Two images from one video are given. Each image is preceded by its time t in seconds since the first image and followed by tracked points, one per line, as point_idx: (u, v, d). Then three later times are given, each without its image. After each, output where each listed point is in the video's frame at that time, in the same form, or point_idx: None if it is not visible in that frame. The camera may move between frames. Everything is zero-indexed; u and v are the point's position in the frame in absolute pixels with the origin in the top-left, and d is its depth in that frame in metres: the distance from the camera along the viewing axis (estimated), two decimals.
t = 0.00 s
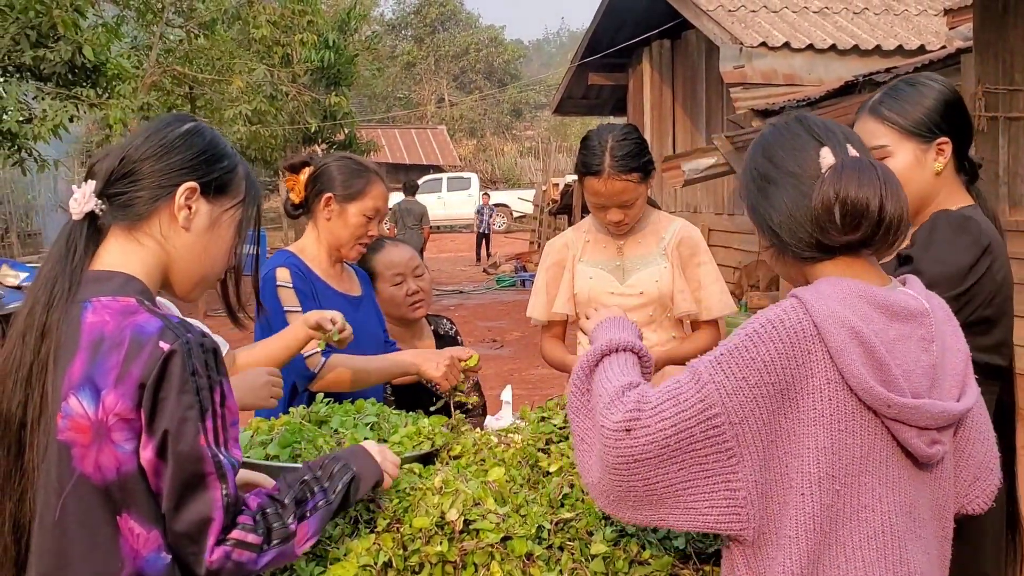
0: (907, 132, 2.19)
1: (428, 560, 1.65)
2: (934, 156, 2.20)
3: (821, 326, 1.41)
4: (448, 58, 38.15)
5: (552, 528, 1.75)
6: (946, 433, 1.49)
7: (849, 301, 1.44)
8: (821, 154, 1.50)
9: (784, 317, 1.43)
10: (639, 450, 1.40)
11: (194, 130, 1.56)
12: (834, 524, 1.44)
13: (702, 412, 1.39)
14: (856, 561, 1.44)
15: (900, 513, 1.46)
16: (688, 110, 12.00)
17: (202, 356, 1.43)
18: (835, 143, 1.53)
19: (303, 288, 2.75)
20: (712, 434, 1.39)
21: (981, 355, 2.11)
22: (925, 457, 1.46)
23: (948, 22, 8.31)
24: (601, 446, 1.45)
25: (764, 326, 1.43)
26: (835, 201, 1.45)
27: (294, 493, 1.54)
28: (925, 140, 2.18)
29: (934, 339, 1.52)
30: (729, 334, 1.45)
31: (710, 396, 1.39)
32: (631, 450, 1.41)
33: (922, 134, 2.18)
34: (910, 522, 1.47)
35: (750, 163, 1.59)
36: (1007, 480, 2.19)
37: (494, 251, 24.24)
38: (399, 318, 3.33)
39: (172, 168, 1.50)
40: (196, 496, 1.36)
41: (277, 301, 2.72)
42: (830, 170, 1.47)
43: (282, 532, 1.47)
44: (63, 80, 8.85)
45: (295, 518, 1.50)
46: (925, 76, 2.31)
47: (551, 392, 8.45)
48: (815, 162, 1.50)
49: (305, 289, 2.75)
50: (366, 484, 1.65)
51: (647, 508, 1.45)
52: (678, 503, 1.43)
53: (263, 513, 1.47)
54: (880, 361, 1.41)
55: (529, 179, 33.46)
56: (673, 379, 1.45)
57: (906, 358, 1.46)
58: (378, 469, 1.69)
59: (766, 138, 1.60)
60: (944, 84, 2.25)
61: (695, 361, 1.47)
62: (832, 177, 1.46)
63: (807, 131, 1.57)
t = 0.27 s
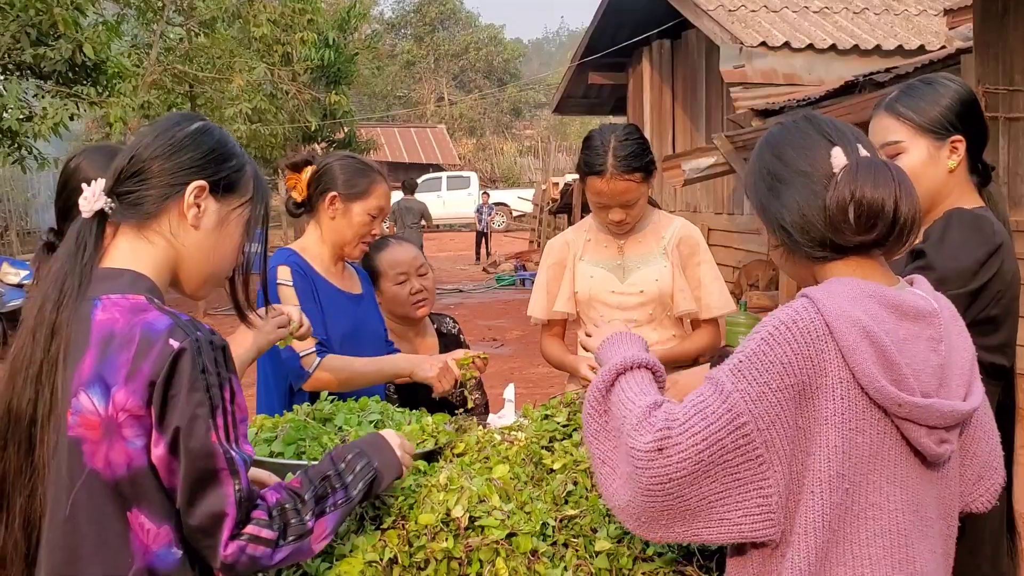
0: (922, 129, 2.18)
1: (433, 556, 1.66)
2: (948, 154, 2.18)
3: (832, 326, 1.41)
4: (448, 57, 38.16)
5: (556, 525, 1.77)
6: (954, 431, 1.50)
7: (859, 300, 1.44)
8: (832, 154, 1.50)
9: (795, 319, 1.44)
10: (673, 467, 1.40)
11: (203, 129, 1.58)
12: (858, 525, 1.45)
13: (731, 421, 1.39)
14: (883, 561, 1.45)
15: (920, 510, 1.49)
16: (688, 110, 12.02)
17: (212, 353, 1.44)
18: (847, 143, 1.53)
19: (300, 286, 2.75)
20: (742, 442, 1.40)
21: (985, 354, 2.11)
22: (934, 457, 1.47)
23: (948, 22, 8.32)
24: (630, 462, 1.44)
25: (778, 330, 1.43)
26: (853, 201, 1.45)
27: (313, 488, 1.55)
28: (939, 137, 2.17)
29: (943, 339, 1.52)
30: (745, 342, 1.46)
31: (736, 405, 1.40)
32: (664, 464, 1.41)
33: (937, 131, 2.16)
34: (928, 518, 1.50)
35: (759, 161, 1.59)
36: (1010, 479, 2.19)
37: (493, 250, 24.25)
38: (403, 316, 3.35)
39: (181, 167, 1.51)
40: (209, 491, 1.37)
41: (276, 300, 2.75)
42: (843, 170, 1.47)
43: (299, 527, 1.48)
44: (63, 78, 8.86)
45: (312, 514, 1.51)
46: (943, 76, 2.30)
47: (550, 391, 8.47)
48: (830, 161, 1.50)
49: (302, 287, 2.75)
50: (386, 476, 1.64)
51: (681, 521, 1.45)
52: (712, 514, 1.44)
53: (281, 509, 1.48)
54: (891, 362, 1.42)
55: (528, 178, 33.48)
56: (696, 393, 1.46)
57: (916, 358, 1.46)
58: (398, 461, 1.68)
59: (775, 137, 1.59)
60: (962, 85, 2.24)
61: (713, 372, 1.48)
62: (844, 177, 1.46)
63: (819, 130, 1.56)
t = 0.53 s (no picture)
0: (941, 125, 2.19)
1: (452, 551, 1.68)
2: (965, 150, 2.20)
3: (861, 325, 1.42)
4: (446, 55, 38.14)
5: (573, 521, 1.78)
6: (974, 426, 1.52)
7: (884, 299, 1.45)
8: (861, 156, 1.48)
9: (827, 322, 1.44)
10: (786, 516, 1.38)
11: (221, 125, 1.58)
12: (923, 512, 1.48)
13: (815, 448, 1.39)
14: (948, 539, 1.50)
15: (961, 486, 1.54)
16: (687, 109, 12.04)
17: (235, 348, 1.44)
18: (869, 143, 1.52)
19: (307, 283, 2.73)
20: (830, 464, 1.39)
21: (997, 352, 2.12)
22: (958, 451, 1.48)
23: (948, 22, 8.35)
24: (735, 528, 1.40)
25: (814, 340, 1.43)
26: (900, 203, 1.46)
27: (341, 473, 1.55)
28: (959, 133, 2.18)
29: (962, 334, 1.54)
30: (789, 365, 1.44)
31: (815, 431, 1.39)
32: (773, 514, 1.38)
33: (957, 127, 2.18)
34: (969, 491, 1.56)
35: (777, 150, 1.56)
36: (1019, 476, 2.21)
37: (491, 248, 24.27)
38: (409, 313, 3.35)
39: (201, 163, 1.52)
40: (238, 485, 1.38)
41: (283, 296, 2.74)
42: (879, 178, 1.47)
43: (328, 517, 1.50)
44: (63, 75, 8.84)
45: (340, 500, 1.53)
46: (963, 74, 2.31)
47: (551, 389, 8.50)
48: (861, 161, 1.48)
49: (309, 284, 2.73)
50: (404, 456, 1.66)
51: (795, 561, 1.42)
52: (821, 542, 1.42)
53: (312, 497, 1.49)
54: (918, 358, 1.44)
55: (526, 176, 33.50)
56: (765, 432, 1.43)
57: (939, 353, 1.48)
58: (414, 439, 1.69)
59: (791, 126, 1.58)
60: (982, 82, 2.26)
61: (767, 406, 1.46)
62: (882, 191, 1.46)
63: (840, 127, 1.55)
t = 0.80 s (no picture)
0: (962, 126, 2.21)
1: (474, 547, 1.70)
2: (987, 152, 2.22)
3: (901, 327, 1.44)
4: (441, 52, 38.10)
5: (592, 518, 1.80)
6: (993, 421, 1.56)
7: (915, 303, 1.48)
8: (879, 159, 1.51)
9: (871, 329, 1.45)
10: (888, 538, 1.39)
11: (243, 126, 1.60)
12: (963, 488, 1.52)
13: (898, 461, 1.39)
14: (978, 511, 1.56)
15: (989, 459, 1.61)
16: (685, 107, 12.07)
17: (261, 347, 1.46)
18: (888, 147, 1.56)
19: (320, 281, 2.73)
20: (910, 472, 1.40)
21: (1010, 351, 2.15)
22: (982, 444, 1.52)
23: (945, 21, 8.40)
24: (842, 560, 1.42)
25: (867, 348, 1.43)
26: (924, 207, 1.49)
27: (358, 472, 1.57)
28: (981, 135, 2.20)
29: (983, 332, 1.58)
30: (848, 380, 1.44)
31: (892, 444, 1.39)
32: (873, 539, 1.39)
33: (978, 129, 2.20)
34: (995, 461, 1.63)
35: (792, 151, 1.58)
36: None
37: (487, 245, 24.27)
38: (416, 311, 3.37)
39: (224, 163, 1.54)
40: (263, 482, 1.39)
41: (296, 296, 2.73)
42: (899, 181, 1.50)
43: (346, 515, 1.51)
44: (59, 71, 8.80)
45: (356, 501, 1.54)
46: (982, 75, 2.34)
47: (551, 387, 8.52)
48: (882, 166, 1.51)
49: (322, 282, 2.73)
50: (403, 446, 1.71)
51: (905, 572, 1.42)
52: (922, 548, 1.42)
53: (331, 497, 1.49)
54: (954, 358, 1.47)
55: (522, 174, 33.51)
56: (840, 455, 1.43)
57: (967, 350, 1.51)
58: (411, 430, 1.74)
59: (805, 129, 1.61)
60: (1002, 84, 2.28)
61: (831, 424, 1.45)
62: (904, 192, 1.49)
63: (858, 131, 1.57)
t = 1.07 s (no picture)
0: (961, 133, 2.25)
1: (488, 546, 1.73)
2: (986, 158, 2.25)
3: (921, 333, 1.48)
4: (432, 52, 38.07)
5: (602, 518, 1.84)
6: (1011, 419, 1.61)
7: (934, 308, 1.54)
8: (895, 168, 1.56)
9: (890, 336, 1.48)
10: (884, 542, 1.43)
11: (257, 132, 1.61)
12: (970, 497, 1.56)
13: (901, 469, 1.43)
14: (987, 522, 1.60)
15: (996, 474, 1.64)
16: (676, 108, 12.12)
17: (279, 350, 1.49)
18: (902, 156, 1.61)
19: (329, 284, 2.76)
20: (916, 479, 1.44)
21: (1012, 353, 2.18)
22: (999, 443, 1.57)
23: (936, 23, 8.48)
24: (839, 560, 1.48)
25: (882, 354, 1.47)
26: (943, 215, 1.57)
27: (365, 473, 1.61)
28: (979, 141, 2.24)
29: (998, 333, 1.65)
30: (860, 384, 1.48)
31: (897, 450, 1.43)
32: (867, 543, 1.44)
33: (976, 135, 2.24)
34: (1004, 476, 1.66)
35: (806, 159, 1.62)
36: None
37: (479, 246, 24.28)
38: (417, 312, 3.39)
39: (241, 169, 1.55)
40: (282, 484, 1.42)
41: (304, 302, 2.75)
42: (915, 191, 1.56)
43: (358, 517, 1.55)
44: (51, 71, 8.76)
45: (368, 502, 1.58)
46: (981, 82, 2.38)
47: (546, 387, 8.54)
48: (899, 175, 1.56)
49: (332, 284, 2.77)
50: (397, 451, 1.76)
51: None
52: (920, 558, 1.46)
53: (344, 498, 1.53)
54: (972, 362, 1.53)
55: (513, 174, 33.53)
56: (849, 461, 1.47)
57: (981, 352, 1.57)
58: (407, 436, 1.80)
59: (819, 137, 1.65)
60: (1001, 90, 2.32)
61: (843, 427, 1.49)
62: (920, 202, 1.55)
63: (870, 140, 1.60)
